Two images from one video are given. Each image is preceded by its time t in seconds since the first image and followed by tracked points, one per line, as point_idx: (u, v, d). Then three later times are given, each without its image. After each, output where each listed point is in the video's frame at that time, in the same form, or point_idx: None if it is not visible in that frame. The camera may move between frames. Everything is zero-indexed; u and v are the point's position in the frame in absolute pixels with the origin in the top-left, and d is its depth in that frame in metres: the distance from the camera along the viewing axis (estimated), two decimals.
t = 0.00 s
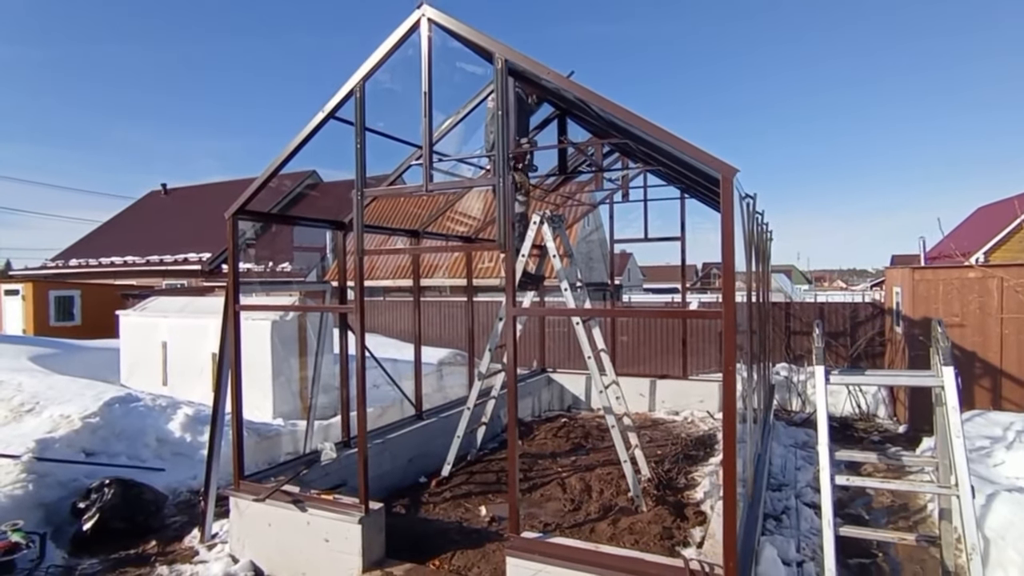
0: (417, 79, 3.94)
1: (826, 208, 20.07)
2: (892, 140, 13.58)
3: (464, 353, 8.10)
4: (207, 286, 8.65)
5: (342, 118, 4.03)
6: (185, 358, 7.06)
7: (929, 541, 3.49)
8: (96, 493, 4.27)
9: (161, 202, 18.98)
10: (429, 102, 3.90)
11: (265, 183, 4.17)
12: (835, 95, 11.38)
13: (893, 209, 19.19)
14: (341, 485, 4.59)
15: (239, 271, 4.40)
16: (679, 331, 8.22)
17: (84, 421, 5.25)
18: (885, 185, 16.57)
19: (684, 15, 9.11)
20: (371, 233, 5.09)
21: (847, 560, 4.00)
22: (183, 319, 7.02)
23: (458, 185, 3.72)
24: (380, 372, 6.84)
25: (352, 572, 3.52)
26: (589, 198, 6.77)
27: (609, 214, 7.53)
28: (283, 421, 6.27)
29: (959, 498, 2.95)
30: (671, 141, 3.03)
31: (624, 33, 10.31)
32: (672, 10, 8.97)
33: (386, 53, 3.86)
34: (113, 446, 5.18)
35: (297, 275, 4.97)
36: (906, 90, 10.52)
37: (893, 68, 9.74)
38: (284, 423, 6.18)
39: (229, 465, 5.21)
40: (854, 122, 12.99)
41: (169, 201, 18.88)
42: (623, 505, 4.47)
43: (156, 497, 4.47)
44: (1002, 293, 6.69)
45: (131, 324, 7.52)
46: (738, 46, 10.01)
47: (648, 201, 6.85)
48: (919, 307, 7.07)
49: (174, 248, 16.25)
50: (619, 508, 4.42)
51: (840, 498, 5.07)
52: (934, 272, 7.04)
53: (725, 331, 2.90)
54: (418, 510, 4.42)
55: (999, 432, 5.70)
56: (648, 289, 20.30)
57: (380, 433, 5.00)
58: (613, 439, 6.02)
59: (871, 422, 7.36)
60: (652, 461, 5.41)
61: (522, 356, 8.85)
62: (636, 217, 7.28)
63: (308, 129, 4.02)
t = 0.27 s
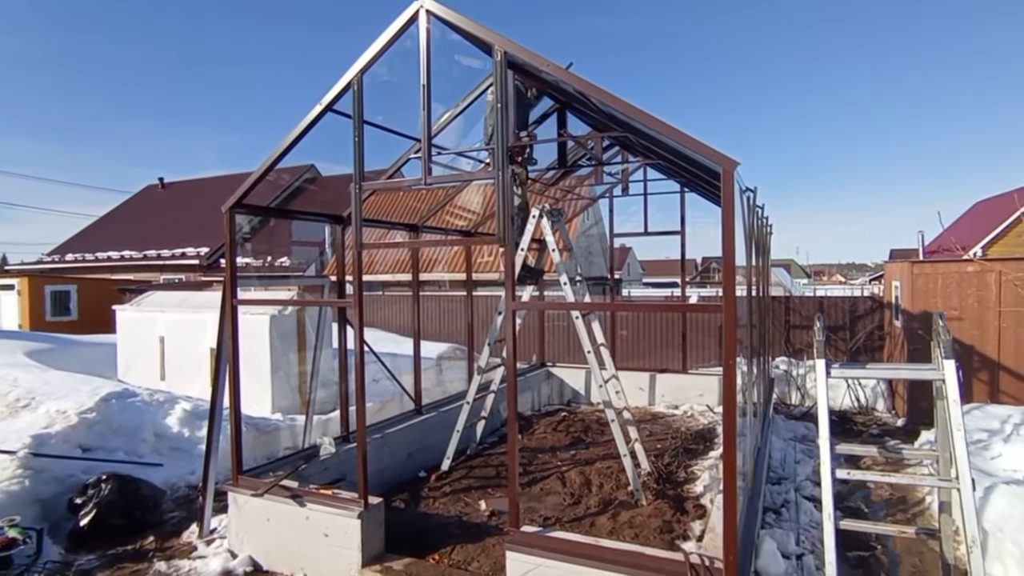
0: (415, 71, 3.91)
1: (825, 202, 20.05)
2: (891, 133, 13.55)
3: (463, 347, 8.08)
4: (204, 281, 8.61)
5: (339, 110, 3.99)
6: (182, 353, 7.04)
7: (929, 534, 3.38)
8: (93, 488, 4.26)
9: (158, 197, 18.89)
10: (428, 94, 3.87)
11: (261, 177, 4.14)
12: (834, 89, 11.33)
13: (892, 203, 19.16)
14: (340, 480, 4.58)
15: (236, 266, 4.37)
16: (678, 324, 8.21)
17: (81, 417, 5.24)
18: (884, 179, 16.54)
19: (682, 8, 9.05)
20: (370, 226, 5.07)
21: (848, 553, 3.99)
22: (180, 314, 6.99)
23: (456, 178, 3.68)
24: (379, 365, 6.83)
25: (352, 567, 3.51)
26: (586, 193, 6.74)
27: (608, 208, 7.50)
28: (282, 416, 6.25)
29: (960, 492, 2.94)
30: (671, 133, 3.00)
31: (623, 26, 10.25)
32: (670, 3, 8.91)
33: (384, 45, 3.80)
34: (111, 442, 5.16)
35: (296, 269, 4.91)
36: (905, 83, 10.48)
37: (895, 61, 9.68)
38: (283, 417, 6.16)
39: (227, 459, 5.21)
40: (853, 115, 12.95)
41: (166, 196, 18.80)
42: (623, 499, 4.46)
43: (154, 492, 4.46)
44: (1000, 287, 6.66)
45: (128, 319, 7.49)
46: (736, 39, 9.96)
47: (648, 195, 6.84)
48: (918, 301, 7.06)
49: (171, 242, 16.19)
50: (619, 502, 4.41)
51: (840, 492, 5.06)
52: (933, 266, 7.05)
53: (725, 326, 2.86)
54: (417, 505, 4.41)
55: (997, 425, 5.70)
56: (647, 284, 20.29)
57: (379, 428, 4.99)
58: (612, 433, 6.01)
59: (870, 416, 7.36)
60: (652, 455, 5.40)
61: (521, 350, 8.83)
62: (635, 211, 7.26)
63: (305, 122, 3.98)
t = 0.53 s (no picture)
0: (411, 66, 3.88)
1: (821, 199, 20.08)
2: (888, 129, 13.56)
3: (459, 343, 8.08)
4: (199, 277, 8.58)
5: (335, 105, 3.95)
6: (178, 349, 7.01)
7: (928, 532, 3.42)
8: (88, 485, 4.24)
9: (154, 193, 18.81)
10: (425, 89, 3.84)
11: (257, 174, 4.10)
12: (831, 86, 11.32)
13: (889, 200, 19.20)
14: (336, 476, 4.57)
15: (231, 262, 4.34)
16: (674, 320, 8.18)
17: (76, 413, 5.22)
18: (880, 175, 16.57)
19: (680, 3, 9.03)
20: (366, 222, 5.04)
21: (844, 549, 4.01)
22: (176, 310, 6.97)
23: (454, 173, 3.66)
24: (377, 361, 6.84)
25: (348, 564, 3.51)
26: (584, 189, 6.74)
27: (605, 204, 7.50)
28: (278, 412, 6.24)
29: (961, 488, 2.93)
30: (669, 129, 2.98)
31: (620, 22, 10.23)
32: None
33: (381, 39, 3.77)
34: (106, 438, 5.14)
35: (292, 265, 4.93)
36: (902, 80, 10.48)
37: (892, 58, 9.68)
38: (280, 413, 6.15)
39: (223, 456, 5.19)
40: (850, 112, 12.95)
41: (161, 191, 18.72)
42: (620, 495, 4.47)
43: (150, 489, 4.44)
44: (996, 283, 6.69)
45: (123, 315, 7.46)
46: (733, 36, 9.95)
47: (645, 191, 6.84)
48: (915, 298, 7.08)
49: (167, 238, 16.12)
50: (616, 498, 4.41)
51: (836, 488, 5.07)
52: (930, 263, 7.05)
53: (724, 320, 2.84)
54: (414, 501, 4.41)
55: (993, 421, 5.72)
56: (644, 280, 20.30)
57: (376, 424, 4.99)
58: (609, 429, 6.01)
59: (866, 412, 7.37)
60: (649, 451, 5.40)
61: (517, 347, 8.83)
62: (632, 207, 7.27)
63: (301, 117, 3.95)
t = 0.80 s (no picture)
0: (417, 60, 3.81)
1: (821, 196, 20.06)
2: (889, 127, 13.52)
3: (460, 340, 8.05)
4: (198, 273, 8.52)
5: (339, 99, 3.88)
6: (177, 344, 6.96)
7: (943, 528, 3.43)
8: (88, 482, 4.20)
9: (152, 188, 18.71)
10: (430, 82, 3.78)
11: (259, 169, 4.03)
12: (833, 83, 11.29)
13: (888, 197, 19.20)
14: (339, 474, 4.53)
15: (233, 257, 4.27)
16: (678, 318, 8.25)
17: (75, 409, 5.17)
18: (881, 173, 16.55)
19: None
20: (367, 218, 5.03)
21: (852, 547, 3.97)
22: (175, 306, 6.92)
23: (460, 168, 3.60)
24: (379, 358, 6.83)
25: (352, 562, 3.48)
26: (586, 185, 6.69)
27: (608, 200, 7.45)
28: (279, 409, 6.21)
29: (982, 488, 2.89)
30: (679, 124, 2.93)
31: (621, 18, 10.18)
32: None
33: (385, 31, 3.67)
34: (106, 434, 5.09)
35: (292, 261, 4.88)
36: (904, 78, 10.45)
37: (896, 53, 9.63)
38: (280, 410, 6.11)
39: (224, 452, 5.15)
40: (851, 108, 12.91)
41: (159, 187, 18.63)
42: (625, 493, 4.44)
43: (150, 486, 4.40)
44: (1000, 280, 6.65)
45: (122, 311, 7.41)
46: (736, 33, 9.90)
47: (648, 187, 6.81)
48: (917, 294, 7.06)
49: (165, 234, 16.04)
50: (621, 496, 4.38)
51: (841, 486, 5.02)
52: (933, 259, 6.99)
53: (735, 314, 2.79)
54: (417, 498, 4.37)
55: (998, 419, 5.69)
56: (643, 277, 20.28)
57: (379, 420, 4.96)
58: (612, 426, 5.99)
59: (869, 410, 7.34)
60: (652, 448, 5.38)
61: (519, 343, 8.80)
62: (634, 204, 7.24)
63: (304, 111, 3.86)
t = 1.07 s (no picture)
0: (429, 53, 3.76)
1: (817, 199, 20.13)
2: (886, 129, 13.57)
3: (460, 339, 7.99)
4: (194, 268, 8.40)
5: (349, 91, 3.76)
6: (173, 340, 6.85)
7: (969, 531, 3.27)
8: (83, 480, 4.10)
9: (145, 182, 18.47)
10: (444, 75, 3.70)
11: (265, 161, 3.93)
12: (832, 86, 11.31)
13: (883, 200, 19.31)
14: (342, 473, 4.45)
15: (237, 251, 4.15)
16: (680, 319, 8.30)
17: (69, 405, 5.04)
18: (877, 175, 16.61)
19: None
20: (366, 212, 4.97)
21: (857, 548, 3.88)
22: (171, 301, 6.81)
23: (471, 161, 3.53)
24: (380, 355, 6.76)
25: (358, 563, 3.40)
26: (589, 182, 6.63)
27: (610, 199, 7.40)
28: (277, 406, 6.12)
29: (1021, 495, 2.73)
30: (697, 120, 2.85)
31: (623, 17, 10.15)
32: None
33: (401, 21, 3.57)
34: (100, 431, 4.99)
35: (289, 257, 4.87)
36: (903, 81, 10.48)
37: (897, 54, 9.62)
38: (279, 407, 6.01)
39: (222, 450, 5.06)
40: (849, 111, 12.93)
41: (152, 181, 18.42)
42: (632, 494, 4.39)
43: (147, 485, 4.30)
44: (1000, 284, 6.59)
45: (116, 306, 7.29)
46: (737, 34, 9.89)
47: (651, 185, 6.81)
48: (919, 297, 7.08)
49: (157, 228, 15.84)
50: (628, 496, 4.33)
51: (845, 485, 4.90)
52: (935, 262, 6.99)
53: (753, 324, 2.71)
54: (422, 498, 4.30)
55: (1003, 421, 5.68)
56: (639, 278, 20.27)
57: (383, 419, 4.91)
58: (615, 426, 5.94)
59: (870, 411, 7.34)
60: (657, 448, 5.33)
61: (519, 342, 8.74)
62: (637, 204, 7.21)
63: (313, 103, 3.74)
